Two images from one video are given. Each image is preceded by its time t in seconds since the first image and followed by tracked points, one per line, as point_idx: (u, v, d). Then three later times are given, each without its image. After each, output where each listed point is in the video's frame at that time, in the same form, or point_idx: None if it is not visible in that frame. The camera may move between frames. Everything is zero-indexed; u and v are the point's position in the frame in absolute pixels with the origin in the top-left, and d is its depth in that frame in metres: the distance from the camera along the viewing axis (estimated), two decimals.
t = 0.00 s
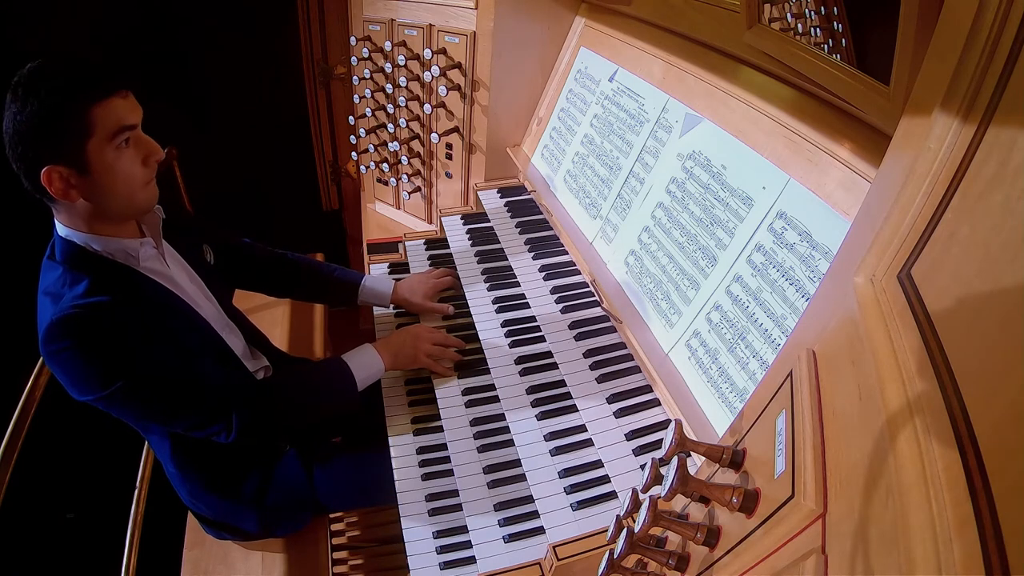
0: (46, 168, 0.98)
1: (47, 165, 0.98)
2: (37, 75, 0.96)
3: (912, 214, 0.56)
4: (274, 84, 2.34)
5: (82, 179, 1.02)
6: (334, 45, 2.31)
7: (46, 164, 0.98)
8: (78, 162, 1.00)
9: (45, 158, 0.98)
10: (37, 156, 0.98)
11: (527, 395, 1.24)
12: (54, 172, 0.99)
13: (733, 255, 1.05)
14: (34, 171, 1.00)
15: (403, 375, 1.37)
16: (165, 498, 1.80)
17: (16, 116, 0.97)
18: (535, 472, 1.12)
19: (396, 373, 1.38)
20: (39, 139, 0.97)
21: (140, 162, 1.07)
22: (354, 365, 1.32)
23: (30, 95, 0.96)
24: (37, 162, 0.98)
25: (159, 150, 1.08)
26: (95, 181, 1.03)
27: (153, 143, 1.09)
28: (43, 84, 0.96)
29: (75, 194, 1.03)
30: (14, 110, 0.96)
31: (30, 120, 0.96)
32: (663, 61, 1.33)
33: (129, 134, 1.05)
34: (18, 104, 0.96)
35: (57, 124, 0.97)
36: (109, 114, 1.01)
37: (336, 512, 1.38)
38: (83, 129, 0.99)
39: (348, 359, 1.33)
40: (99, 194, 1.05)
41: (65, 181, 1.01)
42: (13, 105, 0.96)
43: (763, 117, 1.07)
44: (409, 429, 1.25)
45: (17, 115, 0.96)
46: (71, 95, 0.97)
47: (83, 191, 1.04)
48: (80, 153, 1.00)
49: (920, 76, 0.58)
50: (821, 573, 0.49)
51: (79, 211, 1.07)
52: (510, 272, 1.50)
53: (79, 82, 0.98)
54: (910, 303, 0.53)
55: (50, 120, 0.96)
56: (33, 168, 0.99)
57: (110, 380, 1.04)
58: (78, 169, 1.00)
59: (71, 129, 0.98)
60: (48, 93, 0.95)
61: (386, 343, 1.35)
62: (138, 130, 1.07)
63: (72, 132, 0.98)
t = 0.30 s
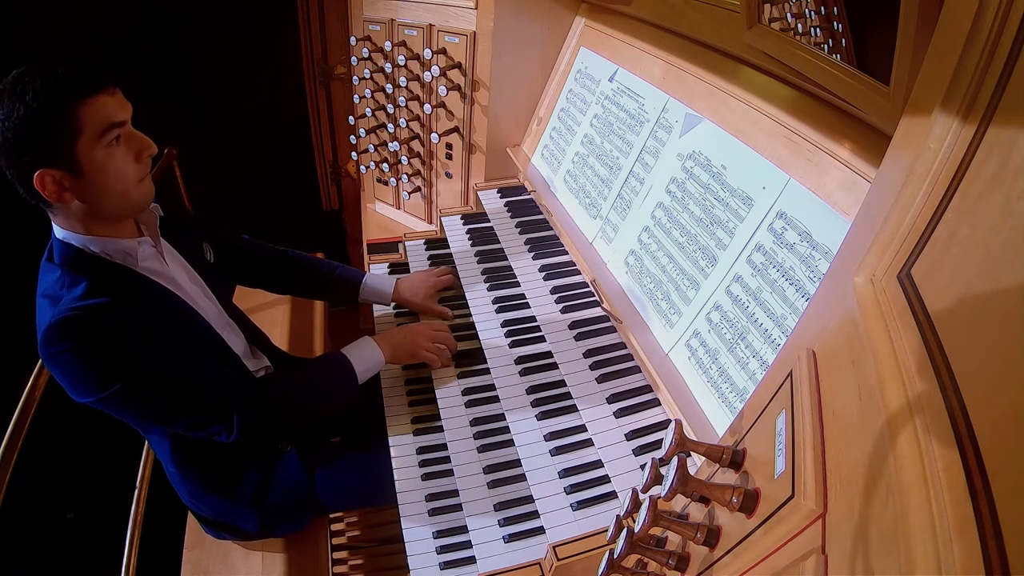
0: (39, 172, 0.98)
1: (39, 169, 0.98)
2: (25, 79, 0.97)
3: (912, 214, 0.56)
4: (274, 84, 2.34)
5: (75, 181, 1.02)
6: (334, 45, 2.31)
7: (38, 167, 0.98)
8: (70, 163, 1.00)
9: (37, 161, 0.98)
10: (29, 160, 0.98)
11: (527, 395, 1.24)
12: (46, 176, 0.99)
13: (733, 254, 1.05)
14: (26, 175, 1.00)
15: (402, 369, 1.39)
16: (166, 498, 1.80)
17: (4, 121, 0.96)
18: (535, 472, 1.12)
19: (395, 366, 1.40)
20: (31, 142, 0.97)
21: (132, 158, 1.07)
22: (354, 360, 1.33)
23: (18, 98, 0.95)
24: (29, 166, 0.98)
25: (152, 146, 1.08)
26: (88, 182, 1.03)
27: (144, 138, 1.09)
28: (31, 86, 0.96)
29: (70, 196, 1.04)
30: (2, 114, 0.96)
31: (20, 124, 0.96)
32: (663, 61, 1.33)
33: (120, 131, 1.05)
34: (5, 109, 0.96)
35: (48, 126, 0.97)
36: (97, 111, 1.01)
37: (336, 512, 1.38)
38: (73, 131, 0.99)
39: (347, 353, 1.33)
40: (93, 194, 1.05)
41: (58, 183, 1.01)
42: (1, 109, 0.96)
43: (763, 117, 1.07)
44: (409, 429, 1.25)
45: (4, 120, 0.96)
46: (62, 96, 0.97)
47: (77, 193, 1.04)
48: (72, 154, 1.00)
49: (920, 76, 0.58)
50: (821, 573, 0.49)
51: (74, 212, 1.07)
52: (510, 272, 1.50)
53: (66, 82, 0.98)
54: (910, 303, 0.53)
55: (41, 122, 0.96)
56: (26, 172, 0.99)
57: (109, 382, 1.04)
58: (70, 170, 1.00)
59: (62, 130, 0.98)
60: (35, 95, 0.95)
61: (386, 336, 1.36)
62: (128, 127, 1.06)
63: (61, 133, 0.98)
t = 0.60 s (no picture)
0: (35, 176, 0.98)
1: (35, 173, 0.98)
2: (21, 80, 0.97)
3: (912, 214, 0.56)
4: (274, 84, 2.34)
5: (71, 184, 1.02)
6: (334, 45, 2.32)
7: (34, 171, 0.98)
8: (67, 166, 1.00)
9: (34, 164, 0.98)
10: (26, 163, 0.98)
11: (527, 395, 1.24)
12: (42, 179, 0.99)
13: (733, 254, 1.05)
14: (22, 178, 0.99)
15: (401, 366, 1.40)
16: (166, 498, 1.80)
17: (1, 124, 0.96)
18: (535, 472, 1.12)
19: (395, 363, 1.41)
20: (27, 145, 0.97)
21: (129, 163, 1.07)
22: (351, 358, 1.33)
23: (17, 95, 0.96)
24: (26, 169, 0.98)
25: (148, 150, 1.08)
26: (85, 186, 1.03)
27: (140, 142, 1.09)
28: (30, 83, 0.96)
29: (66, 200, 1.03)
30: None
31: (17, 127, 0.96)
32: (663, 61, 1.33)
33: (116, 136, 1.05)
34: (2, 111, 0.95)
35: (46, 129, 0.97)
36: (93, 115, 1.01)
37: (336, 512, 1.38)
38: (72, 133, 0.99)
39: (345, 352, 1.34)
40: (89, 198, 1.05)
41: (54, 187, 1.01)
42: None
43: (763, 117, 1.07)
44: (409, 429, 1.25)
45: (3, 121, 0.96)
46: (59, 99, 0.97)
47: (74, 197, 1.04)
48: (68, 157, 1.00)
49: (920, 76, 0.58)
50: (822, 573, 0.49)
51: (70, 216, 1.06)
52: (510, 272, 1.50)
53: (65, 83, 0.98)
54: (910, 303, 0.53)
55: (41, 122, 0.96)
56: (21, 176, 0.99)
57: (107, 386, 1.04)
58: (67, 174, 1.00)
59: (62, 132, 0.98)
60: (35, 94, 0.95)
61: (381, 336, 1.36)
62: (125, 131, 1.07)
63: (58, 135, 0.98)
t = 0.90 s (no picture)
0: (36, 186, 0.98)
1: (36, 182, 0.98)
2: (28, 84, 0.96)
3: (912, 214, 0.56)
4: (274, 83, 2.34)
5: (71, 197, 1.02)
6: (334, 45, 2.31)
7: (35, 181, 0.98)
8: (69, 180, 1.00)
9: (37, 173, 0.97)
10: (29, 171, 0.97)
11: (527, 395, 1.24)
12: (42, 190, 0.99)
13: (733, 255, 1.05)
14: (21, 185, 0.99)
15: (402, 365, 1.39)
16: (166, 499, 1.80)
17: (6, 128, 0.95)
18: (535, 472, 1.12)
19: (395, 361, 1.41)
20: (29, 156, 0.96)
21: (131, 182, 1.08)
22: (351, 357, 1.34)
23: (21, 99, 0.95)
24: (26, 178, 0.98)
25: (152, 173, 1.09)
26: (84, 200, 1.03)
27: (144, 163, 1.10)
28: (35, 88, 0.95)
29: (64, 212, 1.03)
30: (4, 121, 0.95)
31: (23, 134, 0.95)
32: (663, 61, 1.33)
33: (123, 155, 1.06)
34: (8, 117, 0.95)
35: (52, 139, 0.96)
36: (101, 131, 1.01)
37: (336, 512, 1.38)
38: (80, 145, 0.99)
39: (345, 350, 1.34)
40: (88, 211, 1.05)
41: (54, 198, 1.01)
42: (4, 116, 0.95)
43: (763, 117, 1.07)
44: (409, 429, 1.25)
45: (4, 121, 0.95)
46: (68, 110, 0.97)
47: (72, 209, 1.03)
48: (73, 170, 1.00)
49: (920, 76, 0.58)
50: (822, 573, 0.49)
51: (67, 227, 1.06)
52: (510, 272, 1.50)
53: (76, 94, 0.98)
54: (910, 303, 0.53)
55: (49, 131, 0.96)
56: (21, 184, 0.99)
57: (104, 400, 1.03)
58: (70, 189, 1.01)
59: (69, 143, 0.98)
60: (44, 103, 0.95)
61: (380, 334, 1.37)
62: (132, 152, 1.07)
63: (64, 148, 0.98)
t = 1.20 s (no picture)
0: (58, 198, 0.97)
1: (58, 194, 0.97)
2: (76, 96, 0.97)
3: (912, 214, 0.56)
4: (274, 84, 2.34)
5: (85, 218, 1.01)
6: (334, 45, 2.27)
7: (58, 195, 0.97)
8: (93, 203, 1.00)
9: (67, 184, 0.97)
10: (60, 182, 0.97)
11: (527, 395, 1.24)
12: (63, 206, 0.98)
13: (733, 255, 1.05)
14: (44, 192, 0.98)
15: (402, 365, 1.39)
16: (166, 498, 1.80)
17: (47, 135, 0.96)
18: (535, 472, 1.12)
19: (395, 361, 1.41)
20: (60, 174, 0.96)
21: (139, 225, 1.09)
22: (352, 356, 1.34)
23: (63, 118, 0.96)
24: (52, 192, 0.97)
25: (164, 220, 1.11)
26: (96, 224, 1.03)
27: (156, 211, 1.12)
28: (76, 108, 0.96)
29: (73, 230, 1.02)
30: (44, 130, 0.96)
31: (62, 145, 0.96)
32: (663, 61, 1.33)
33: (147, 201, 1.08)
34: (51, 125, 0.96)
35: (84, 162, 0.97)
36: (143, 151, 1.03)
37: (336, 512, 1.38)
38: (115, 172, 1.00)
39: (347, 351, 1.34)
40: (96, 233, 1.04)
41: (70, 217, 1.00)
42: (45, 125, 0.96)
43: (763, 117, 1.07)
44: (409, 429, 1.25)
45: (41, 134, 0.96)
46: (105, 140, 0.98)
47: (82, 229, 1.02)
48: (105, 191, 1.00)
49: (920, 77, 0.58)
50: (821, 573, 0.49)
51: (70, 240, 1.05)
52: (510, 272, 1.50)
53: (116, 124, 0.99)
54: (910, 303, 0.53)
55: (87, 154, 0.97)
56: (43, 196, 0.98)
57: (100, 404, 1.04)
58: (88, 211, 1.00)
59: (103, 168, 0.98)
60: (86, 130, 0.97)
61: (381, 334, 1.37)
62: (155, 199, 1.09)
63: (102, 169, 0.98)
